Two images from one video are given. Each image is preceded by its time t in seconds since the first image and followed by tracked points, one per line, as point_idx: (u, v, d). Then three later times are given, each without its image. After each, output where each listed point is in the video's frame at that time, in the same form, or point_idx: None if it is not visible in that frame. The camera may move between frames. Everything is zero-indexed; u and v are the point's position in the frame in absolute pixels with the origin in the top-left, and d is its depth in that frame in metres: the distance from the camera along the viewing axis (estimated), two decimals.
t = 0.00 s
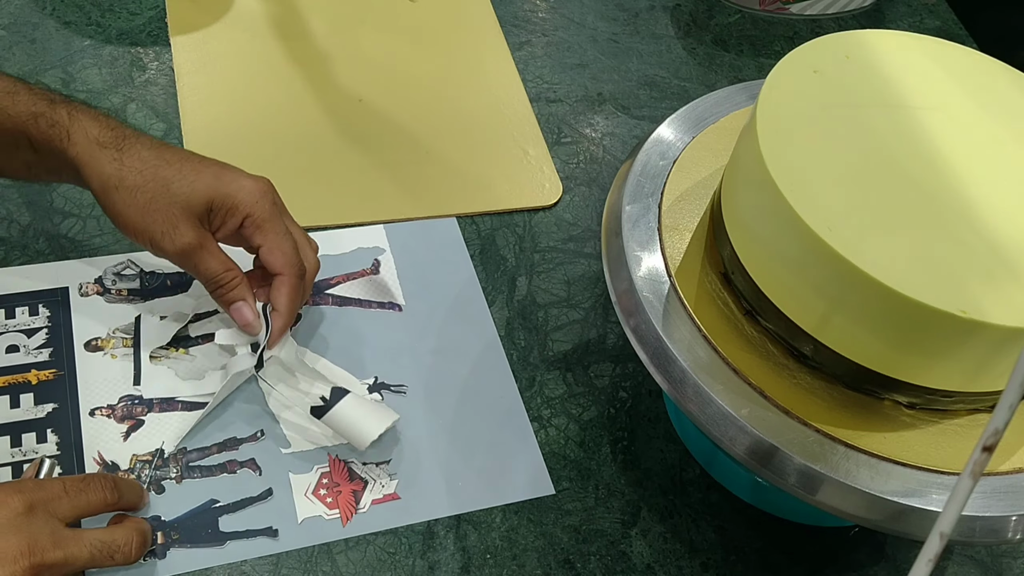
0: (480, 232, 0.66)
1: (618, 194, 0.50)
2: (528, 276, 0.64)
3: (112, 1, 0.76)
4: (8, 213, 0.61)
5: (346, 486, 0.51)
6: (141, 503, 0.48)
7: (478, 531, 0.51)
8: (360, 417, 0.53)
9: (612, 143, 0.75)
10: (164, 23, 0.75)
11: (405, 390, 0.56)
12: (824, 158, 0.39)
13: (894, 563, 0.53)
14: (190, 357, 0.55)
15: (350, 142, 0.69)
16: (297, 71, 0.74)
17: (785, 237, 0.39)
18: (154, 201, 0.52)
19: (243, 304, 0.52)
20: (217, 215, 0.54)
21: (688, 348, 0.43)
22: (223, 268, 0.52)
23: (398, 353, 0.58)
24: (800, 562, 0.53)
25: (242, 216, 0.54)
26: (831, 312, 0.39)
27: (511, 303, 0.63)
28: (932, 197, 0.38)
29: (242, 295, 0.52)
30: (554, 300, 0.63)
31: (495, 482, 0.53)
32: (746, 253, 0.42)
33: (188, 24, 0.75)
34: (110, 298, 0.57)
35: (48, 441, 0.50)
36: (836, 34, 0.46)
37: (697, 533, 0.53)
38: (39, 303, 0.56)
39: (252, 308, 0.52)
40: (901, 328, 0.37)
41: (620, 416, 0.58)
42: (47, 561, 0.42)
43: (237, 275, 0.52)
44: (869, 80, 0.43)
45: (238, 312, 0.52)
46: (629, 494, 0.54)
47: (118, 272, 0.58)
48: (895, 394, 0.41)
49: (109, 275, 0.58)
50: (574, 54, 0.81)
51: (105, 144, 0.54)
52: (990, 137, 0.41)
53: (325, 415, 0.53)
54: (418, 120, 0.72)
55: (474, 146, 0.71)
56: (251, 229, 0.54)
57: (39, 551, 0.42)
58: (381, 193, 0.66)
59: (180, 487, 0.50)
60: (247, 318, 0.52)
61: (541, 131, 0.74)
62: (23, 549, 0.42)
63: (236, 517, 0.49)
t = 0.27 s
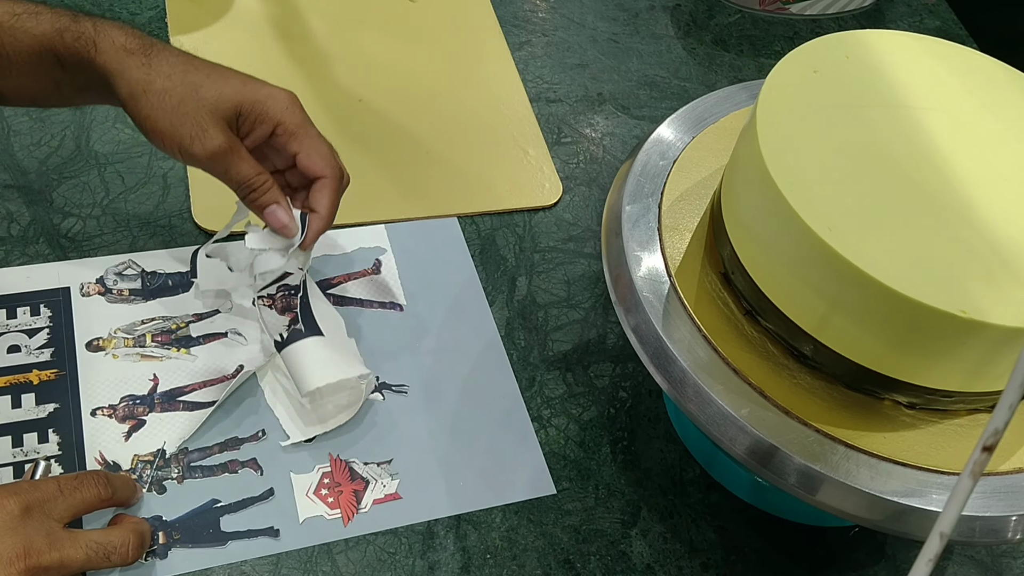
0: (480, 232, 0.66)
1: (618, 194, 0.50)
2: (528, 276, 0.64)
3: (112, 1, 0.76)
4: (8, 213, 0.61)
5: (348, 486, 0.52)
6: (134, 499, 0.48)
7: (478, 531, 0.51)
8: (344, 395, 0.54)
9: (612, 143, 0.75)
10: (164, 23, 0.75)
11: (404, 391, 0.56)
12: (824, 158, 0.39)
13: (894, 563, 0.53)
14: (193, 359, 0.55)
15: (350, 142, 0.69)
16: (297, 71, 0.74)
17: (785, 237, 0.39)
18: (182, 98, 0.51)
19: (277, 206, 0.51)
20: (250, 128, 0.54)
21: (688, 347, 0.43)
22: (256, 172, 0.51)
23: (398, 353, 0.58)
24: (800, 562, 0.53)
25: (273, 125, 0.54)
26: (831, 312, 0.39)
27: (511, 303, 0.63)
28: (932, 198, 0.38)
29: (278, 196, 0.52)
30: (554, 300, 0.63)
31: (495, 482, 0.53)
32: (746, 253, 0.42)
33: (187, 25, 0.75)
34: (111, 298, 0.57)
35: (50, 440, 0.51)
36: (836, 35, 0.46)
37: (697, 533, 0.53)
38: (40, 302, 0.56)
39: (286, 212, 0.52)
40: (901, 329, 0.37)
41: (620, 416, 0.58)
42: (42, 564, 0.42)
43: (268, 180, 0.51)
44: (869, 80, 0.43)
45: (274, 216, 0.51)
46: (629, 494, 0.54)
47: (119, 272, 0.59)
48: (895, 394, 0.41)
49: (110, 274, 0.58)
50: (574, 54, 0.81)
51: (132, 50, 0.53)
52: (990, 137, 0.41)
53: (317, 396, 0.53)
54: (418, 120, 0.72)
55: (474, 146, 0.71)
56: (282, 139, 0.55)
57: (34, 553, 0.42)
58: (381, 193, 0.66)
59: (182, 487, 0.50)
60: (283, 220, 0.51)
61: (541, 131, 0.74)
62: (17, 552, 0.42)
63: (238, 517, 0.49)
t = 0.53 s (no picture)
0: (480, 232, 0.66)
1: (618, 194, 0.50)
2: (528, 276, 0.64)
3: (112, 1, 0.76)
4: (8, 213, 0.61)
5: (348, 486, 0.51)
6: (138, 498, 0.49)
7: (478, 531, 0.51)
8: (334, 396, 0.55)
9: (612, 143, 0.75)
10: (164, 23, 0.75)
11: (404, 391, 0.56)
12: (824, 158, 0.39)
13: (894, 563, 0.53)
14: (193, 359, 0.55)
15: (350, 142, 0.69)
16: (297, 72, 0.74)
17: (785, 237, 0.39)
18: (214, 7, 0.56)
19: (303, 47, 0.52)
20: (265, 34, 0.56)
21: (688, 347, 0.43)
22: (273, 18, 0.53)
23: (398, 353, 0.58)
24: (800, 562, 0.53)
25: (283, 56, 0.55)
26: (831, 313, 0.39)
27: (511, 303, 0.63)
28: (932, 198, 0.38)
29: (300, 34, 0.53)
30: (554, 300, 0.63)
31: (495, 482, 0.53)
32: (746, 253, 0.42)
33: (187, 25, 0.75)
34: (110, 298, 0.57)
35: (50, 440, 0.51)
36: (836, 35, 0.46)
37: (697, 533, 0.53)
38: (40, 302, 0.56)
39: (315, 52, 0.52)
40: (901, 329, 0.37)
41: (620, 416, 0.58)
42: (42, 563, 0.43)
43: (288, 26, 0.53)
44: (869, 80, 0.43)
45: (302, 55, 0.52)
46: (629, 494, 0.54)
47: (119, 272, 0.59)
48: (895, 394, 0.41)
49: (110, 274, 0.58)
50: (574, 54, 0.81)
51: None
52: (990, 137, 0.41)
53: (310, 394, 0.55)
54: (418, 120, 0.72)
55: (473, 146, 0.71)
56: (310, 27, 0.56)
57: (35, 553, 0.43)
58: (381, 193, 0.66)
59: (182, 486, 0.50)
60: (311, 58, 0.52)
61: (541, 131, 0.74)
62: (19, 552, 0.43)
63: (238, 517, 0.49)
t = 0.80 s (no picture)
0: (480, 232, 0.66)
1: (618, 194, 0.50)
2: (528, 276, 0.64)
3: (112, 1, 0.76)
4: (8, 213, 0.61)
5: (348, 486, 0.51)
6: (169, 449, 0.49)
7: (479, 531, 0.51)
8: (334, 396, 0.55)
9: (612, 143, 0.75)
10: (164, 23, 0.75)
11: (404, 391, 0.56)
12: (824, 158, 0.39)
13: (895, 563, 0.53)
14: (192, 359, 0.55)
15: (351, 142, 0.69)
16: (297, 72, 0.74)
17: (785, 237, 0.39)
18: None
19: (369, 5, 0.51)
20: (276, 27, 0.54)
21: (688, 348, 0.43)
22: None
23: (398, 353, 0.58)
24: (800, 562, 0.53)
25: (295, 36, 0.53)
26: (831, 313, 0.39)
27: (511, 303, 0.63)
28: (932, 198, 0.38)
29: None
30: (554, 300, 0.63)
31: (495, 482, 0.53)
32: (746, 253, 0.42)
33: (187, 24, 0.75)
34: (111, 299, 0.57)
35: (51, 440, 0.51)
36: (836, 35, 0.46)
37: (697, 533, 0.53)
38: (41, 302, 0.56)
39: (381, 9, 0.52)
40: (901, 329, 0.37)
41: (620, 416, 0.58)
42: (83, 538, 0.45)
43: None
44: (869, 80, 0.43)
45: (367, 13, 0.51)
46: (629, 494, 0.54)
47: (119, 272, 0.59)
48: (895, 394, 0.41)
49: (111, 274, 0.58)
50: (574, 54, 0.81)
51: None
52: (990, 137, 0.41)
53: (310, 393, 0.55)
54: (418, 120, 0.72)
55: (473, 146, 0.71)
56: None
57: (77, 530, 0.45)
58: (381, 193, 0.66)
59: (181, 486, 0.50)
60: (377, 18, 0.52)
61: (541, 131, 0.74)
62: (61, 530, 0.45)
63: (238, 517, 0.49)
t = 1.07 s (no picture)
0: (480, 232, 0.66)
1: (618, 194, 0.50)
2: (528, 277, 0.64)
3: (112, 1, 0.76)
4: (8, 213, 0.61)
5: (346, 490, 0.51)
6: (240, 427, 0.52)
7: (478, 531, 0.51)
8: (335, 399, 0.55)
9: (612, 143, 0.75)
10: (164, 23, 0.75)
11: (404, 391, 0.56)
12: (824, 158, 0.39)
13: (894, 563, 0.53)
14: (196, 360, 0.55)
15: (351, 142, 0.69)
16: (297, 71, 0.74)
17: (785, 237, 0.39)
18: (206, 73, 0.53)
19: None
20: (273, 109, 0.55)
21: (688, 348, 0.43)
22: None
23: (398, 353, 0.58)
24: (800, 562, 0.53)
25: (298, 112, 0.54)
26: (831, 312, 0.39)
27: (511, 303, 0.63)
28: (932, 198, 0.38)
29: None
30: (554, 300, 0.63)
31: (495, 482, 0.53)
32: (746, 253, 0.42)
33: (187, 24, 0.75)
34: (116, 296, 0.57)
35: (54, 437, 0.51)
36: (836, 35, 0.46)
37: (697, 533, 0.53)
38: (45, 299, 0.56)
39: None
40: (901, 329, 0.37)
41: (620, 416, 0.58)
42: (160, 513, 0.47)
43: None
44: (869, 80, 0.43)
45: None
46: (629, 494, 0.54)
47: (125, 270, 0.59)
48: (895, 394, 0.41)
49: (117, 272, 0.58)
50: (574, 54, 0.81)
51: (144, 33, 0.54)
52: (990, 137, 0.41)
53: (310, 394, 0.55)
54: (419, 120, 0.72)
55: (473, 146, 0.71)
56: None
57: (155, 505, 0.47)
58: (381, 193, 0.66)
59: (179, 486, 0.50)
60: None
61: (541, 131, 0.74)
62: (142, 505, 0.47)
63: (235, 518, 0.49)
